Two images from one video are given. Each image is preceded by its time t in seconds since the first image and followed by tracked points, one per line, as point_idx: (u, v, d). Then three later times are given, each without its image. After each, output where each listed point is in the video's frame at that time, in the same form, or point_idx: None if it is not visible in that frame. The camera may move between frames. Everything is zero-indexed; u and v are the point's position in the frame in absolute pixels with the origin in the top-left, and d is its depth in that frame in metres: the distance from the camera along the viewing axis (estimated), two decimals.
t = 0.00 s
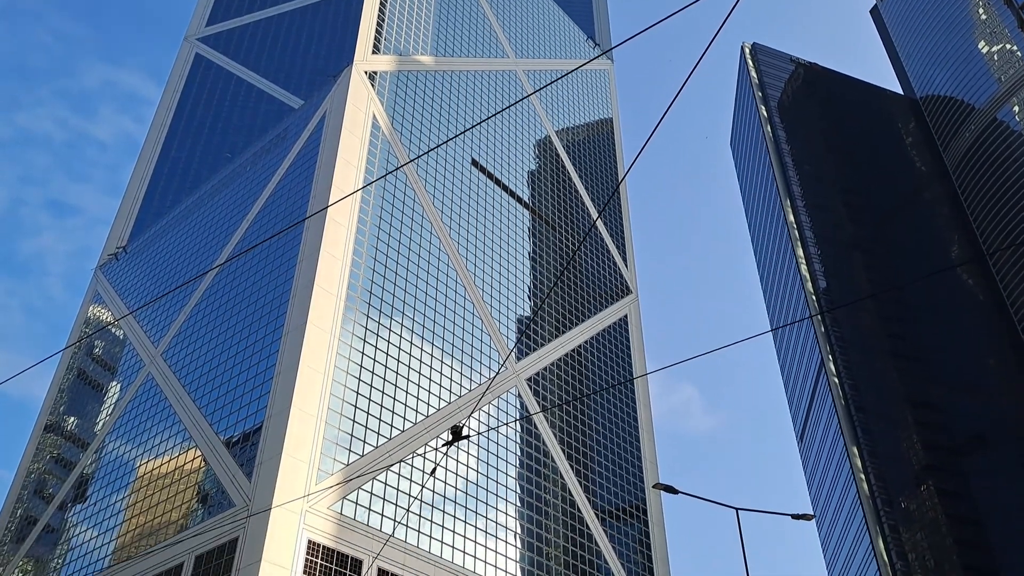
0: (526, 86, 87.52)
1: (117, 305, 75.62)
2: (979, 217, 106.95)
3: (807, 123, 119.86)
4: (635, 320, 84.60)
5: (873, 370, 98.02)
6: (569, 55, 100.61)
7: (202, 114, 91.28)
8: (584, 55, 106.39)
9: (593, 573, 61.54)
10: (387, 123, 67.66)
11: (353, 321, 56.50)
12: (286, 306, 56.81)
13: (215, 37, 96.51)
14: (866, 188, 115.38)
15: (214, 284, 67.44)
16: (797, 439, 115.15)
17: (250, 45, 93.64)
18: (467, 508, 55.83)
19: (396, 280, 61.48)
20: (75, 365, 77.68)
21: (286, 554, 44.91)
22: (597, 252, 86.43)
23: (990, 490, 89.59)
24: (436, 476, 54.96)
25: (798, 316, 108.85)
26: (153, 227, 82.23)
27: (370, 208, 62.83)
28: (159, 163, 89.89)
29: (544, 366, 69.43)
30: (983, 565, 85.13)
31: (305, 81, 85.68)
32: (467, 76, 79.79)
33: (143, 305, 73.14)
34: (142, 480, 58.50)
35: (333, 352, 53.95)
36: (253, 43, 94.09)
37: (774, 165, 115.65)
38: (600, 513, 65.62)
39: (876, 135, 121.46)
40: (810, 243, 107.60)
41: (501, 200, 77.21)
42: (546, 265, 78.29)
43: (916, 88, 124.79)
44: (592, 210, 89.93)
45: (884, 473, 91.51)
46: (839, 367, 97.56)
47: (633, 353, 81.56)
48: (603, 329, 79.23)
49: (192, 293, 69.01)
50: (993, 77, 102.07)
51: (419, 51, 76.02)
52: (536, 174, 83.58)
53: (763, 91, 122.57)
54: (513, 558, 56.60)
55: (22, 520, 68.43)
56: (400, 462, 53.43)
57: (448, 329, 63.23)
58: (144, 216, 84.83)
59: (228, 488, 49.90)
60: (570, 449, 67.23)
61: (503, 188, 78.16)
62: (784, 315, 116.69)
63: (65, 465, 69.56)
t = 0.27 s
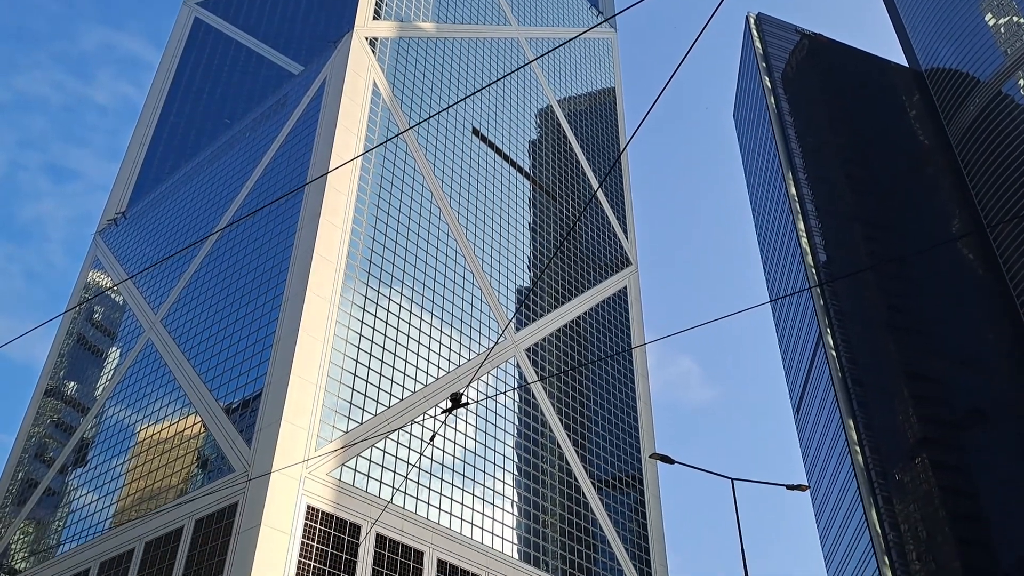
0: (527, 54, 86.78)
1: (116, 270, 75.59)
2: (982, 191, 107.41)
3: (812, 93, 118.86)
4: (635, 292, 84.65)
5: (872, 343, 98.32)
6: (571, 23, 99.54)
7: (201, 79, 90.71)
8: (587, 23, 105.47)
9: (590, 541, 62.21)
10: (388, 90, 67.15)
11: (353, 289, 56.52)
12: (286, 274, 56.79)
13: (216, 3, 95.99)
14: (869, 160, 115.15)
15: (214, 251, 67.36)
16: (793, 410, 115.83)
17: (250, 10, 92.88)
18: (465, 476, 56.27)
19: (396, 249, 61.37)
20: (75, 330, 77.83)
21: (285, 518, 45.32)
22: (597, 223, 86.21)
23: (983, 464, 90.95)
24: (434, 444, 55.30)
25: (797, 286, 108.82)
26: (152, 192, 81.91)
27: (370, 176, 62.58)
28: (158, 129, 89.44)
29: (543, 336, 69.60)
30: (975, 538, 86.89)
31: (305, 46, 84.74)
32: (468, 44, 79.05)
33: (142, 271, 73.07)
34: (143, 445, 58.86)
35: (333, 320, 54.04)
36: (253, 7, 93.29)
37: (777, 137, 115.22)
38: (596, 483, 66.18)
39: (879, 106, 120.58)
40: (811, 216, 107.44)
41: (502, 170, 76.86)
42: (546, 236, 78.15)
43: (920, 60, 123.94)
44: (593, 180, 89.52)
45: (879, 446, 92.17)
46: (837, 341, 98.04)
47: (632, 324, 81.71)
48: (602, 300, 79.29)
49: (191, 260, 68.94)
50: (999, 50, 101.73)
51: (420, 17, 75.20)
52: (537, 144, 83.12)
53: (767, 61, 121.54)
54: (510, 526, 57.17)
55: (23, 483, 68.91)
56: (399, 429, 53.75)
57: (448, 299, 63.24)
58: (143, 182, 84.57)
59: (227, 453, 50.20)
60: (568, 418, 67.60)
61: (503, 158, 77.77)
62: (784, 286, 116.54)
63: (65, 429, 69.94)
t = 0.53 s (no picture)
0: (527, 27, 86.06)
1: (115, 244, 75.47)
2: (982, 167, 107.28)
3: (814, 69, 118.20)
4: (634, 268, 84.65)
5: (871, 318, 98.51)
6: None
7: (199, 52, 90.17)
8: None
9: (588, 515, 62.71)
10: (387, 63, 66.66)
11: (352, 264, 56.49)
12: (285, 248, 56.71)
13: None
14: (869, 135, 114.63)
15: (213, 225, 67.21)
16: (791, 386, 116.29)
17: None
18: (465, 450, 56.58)
19: (395, 224, 61.25)
20: (74, 304, 77.84)
21: (285, 492, 45.59)
22: (596, 198, 85.98)
23: (979, 439, 91.57)
24: (433, 419, 55.57)
25: (796, 260, 108.79)
26: (151, 166, 81.53)
27: (369, 151, 62.35)
28: (155, 102, 88.91)
29: (543, 311, 69.68)
30: (969, 513, 87.52)
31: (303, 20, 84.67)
32: (468, 16, 78.35)
33: (140, 246, 72.94)
34: (143, 419, 59.06)
35: (332, 295, 54.06)
36: None
37: (778, 112, 114.81)
38: (595, 457, 66.59)
39: (882, 81, 119.62)
40: (811, 191, 107.28)
41: (502, 145, 76.53)
42: (546, 211, 77.96)
43: (923, 34, 123.26)
44: (593, 154, 89.10)
45: (877, 422, 92.79)
46: (835, 317, 98.55)
47: (631, 300, 81.79)
48: (601, 276, 79.32)
49: (190, 234, 68.79)
50: (1001, 25, 101.06)
51: None
52: (537, 118, 82.69)
53: (769, 36, 120.58)
54: (509, 499, 57.61)
55: (25, 456, 69.22)
56: (398, 404, 53.99)
57: (448, 275, 63.21)
58: (141, 156, 84.21)
59: (228, 427, 50.42)
60: (567, 393, 67.86)
61: (503, 133, 77.41)
62: (784, 259, 116.24)
63: (65, 403, 70.19)
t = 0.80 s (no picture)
0: None
1: (112, 212, 75.29)
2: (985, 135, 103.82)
3: (815, 36, 117.65)
4: (633, 236, 84.49)
5: (870, 287, 99.38)
6: None
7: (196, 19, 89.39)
8: None
9: (586, 482, 63.25)
10: (384, 29, 65.98)
11: (351, 233, 56.38)
12: (284, 217, 56.56)
13: None
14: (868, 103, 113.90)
15: (210, 194, 66.99)
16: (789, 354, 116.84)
17: None
18: (464, 418, 56.90)
19: (393, 192, 61.02)
20: (73, 273, 77.80)
21: (286, 459, 45.97)
22: (595, 166, 85.58)
23: (976, 407, 91.93)
24: (433, 386, 55.83)
25: (796, 225, 109.16)
26: (148, 133, 80.93)
27: (367, 118, 61.99)
28: (151, 69, 88.21)
29: (542, 280, 69.58)
30: (964, 478, 88.70)
31: None
32: None
33: (138, 214, 72.75)
34: (144, 386, 59.29)
35: (331, 264, 54.03)
36: None
37: (778, 77, 114.58)
38: (593, 425, 67.03)
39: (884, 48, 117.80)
40: (811, 158, 107.85)
41: (500, 112, 76.03)
42: (544, 179, 77.64)
43: None
44: (592, 120, 88.46)
45: (874, 389, 94.51)
46: (834, 285, 99.29)
47: (630, 268, 81.72)
48: (600, 244, 79.22)
49: (188, 202, 68.57)
50: None
51: None
52: (536, 85, 82.09)
53: None
54: (508, 467, 58.06)
55: (27, 423, 69.62)
56: (397, 372, 54.21)
57: (447, 243, 63.09)
58: (136, 123, 83.66)
59: (228, 395, 50.70)
60: (566, 361, 68.07)
61: (502, 99, 76.89)
62: (783, 225, 116.07)
63: (66, 370, 70.45)
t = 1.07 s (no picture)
0: None
1: (107, 173, 74.90)
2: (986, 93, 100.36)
3: None
4: (631, 197, 84.17)
5: (867, 249, 100.42)
6: None
7: None
8: None
9: (583, 442, 63.73)
10: None
11: (348, 194, 56.13)
12: (280, 178, 56.26)
13: None
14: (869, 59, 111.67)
15: (205, 155, 66.56)
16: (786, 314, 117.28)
17: None
18: (462, 379, 57.12)
19: (390, 153, 60.58)
20: (70, 236, 77.54)
21: (286, 419, 46.31)
22: (594, 127, 84.97)
23: (970, 368, 92.78)
24: (431, 348, 56.00)
25: (794, 185, 109.67)
26: (142, 94, 80.12)
27: (362, 78, 61.39)
28: (145, 29, 87.36)
29: (539, 241, 69.37)
30: (958, 436, 89.55)
31: None
32: None
33: (134, 175, 72.34)
34: (142, 348, 59.41)
35: (328, 226, 53.87)
36: None
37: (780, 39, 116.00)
38: (590, 386, 67.36)
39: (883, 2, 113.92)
40: (811, 118, 108.84)
41: (498, 71, 75.29)
42: (542, 139, 77.07)
43: None
44: (590, 78, 87.47)
45: (869, 348, 95.80)
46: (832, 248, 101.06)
47: (628, 229, 81.52)
48: (598, 205, 78.91)
49: (184, 164, 68.13)
50: None
51: None
52: (534, 44, 81.24)
53: None
54: (506, 427, 58.46)
55: (27, 385, 69.90)
56: (396, 333, 54.31)
57: (444, 204, 62.76)
58: (130, 84, 82.94)
59: (227, 356, 50.86)
60: (563, 322, 68.15)
61: (499, 59, 76.11)
62: (781, 185, 116.20)
63: (64, 333, 70.50)
